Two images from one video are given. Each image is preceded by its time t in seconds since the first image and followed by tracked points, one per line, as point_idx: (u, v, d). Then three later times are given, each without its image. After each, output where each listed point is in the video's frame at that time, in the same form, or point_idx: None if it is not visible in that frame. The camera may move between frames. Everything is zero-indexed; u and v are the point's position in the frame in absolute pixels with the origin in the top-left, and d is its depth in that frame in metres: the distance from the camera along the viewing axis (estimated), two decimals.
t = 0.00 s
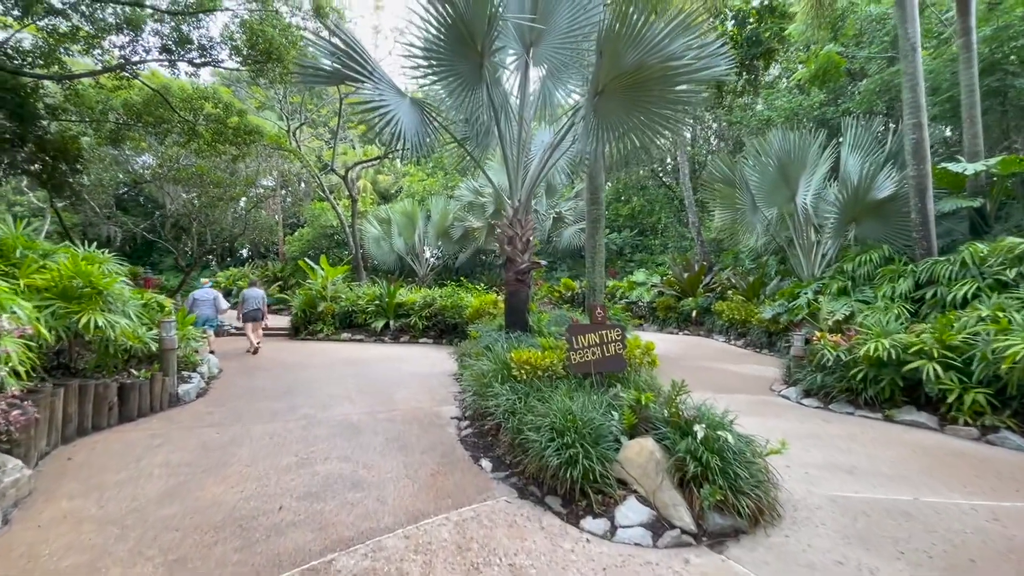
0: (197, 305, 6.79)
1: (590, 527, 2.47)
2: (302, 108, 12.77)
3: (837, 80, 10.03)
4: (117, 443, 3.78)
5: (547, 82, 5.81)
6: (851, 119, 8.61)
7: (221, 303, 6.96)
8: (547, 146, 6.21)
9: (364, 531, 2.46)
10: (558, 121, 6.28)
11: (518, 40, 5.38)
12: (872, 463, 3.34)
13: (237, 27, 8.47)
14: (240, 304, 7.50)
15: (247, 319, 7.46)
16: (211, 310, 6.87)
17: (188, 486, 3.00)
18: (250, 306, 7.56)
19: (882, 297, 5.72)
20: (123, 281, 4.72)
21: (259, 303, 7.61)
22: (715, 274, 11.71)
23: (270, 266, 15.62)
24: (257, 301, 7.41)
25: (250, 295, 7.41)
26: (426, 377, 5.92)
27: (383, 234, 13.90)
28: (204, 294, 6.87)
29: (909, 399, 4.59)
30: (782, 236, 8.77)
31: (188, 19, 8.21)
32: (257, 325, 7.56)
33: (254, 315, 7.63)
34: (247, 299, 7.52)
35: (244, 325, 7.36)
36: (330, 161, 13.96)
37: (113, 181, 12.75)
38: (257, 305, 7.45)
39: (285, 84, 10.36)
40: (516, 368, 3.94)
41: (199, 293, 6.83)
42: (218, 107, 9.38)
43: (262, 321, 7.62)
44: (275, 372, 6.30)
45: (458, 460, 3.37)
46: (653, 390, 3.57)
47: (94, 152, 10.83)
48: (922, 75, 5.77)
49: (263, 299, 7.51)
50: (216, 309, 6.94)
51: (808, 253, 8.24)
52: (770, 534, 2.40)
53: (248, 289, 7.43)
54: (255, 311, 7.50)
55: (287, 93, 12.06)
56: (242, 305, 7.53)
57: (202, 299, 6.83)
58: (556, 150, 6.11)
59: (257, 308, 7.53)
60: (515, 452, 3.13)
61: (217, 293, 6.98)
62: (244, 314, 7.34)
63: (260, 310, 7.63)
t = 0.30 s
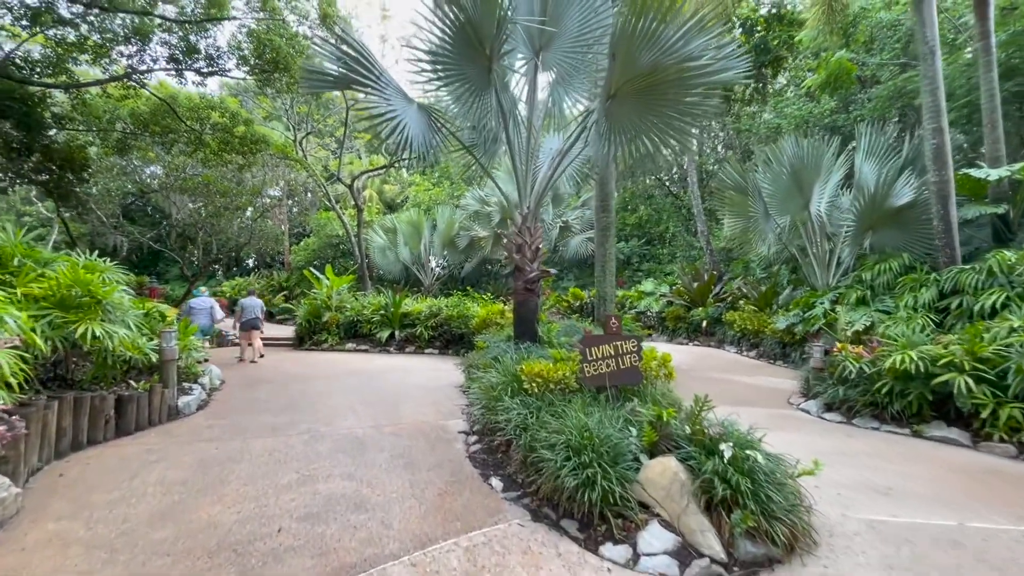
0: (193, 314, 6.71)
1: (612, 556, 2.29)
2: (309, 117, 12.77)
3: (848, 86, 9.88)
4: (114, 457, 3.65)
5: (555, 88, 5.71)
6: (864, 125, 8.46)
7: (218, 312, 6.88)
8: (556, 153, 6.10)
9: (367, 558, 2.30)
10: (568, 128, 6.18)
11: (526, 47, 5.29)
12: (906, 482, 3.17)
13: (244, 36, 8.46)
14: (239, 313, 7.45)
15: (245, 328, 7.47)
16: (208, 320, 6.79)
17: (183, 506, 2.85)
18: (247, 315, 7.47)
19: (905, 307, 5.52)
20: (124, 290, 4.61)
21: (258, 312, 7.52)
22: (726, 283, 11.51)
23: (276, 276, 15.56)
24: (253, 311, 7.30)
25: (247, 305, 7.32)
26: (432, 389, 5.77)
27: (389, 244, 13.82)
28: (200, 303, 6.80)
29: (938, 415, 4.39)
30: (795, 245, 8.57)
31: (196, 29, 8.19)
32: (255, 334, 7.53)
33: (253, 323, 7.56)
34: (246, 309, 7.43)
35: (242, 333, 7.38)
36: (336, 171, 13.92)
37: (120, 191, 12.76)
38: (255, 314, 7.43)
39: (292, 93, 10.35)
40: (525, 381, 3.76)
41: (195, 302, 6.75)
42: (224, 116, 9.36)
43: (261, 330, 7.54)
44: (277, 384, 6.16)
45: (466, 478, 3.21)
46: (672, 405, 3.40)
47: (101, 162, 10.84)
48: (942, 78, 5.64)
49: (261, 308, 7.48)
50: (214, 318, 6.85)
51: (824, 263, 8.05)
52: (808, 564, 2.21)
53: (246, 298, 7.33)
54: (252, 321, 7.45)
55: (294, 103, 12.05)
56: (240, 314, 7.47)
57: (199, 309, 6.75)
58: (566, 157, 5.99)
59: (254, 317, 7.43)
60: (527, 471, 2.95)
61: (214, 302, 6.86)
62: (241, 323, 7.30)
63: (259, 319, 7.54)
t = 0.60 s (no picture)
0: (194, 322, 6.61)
1: None
2: (317, 123, 12.73)
3: (864, 90, 9.65)
4: (113, 468, 3.50)
5: (569, 88, 5.58)
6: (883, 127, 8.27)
7: (219, 319, 6.78)
8: (568, 155, 5.96)
9: None
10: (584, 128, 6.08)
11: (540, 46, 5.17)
12: (954, 499, 2.96)
13: (252, 42, 8.41)
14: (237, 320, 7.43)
15: (244, 335, 7.42)
16: (210, 327, 6.71)
17: (183, 522, 2.69)
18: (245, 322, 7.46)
19: (935, 312, 5.31)
20: (127, 294, 4.48)
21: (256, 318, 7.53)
22: (739, 289, 11.27)
23: (283, 282, 15.48)
24: (252, 317, 7.33)
25: (246, 312, 7.34)
26: (442, 397, 5.59)
27: (396, 250, 13.71)
28: (203, 310, 6.70)
29: (976, 425, 4.19)
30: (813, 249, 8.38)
31: (205, 34, 8.14)
32: (254, 341, 7.50)
33: (251, 330, 7.54)
34: (244, 315, 7.42)
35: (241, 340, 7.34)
36: (344, 176, 13.86)
37: (129, 197, 12.75)
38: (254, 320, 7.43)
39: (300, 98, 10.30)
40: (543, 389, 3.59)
41: (197, 310, 6.64)
42: (232, 121, 9.30)
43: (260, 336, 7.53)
44: (283, 392, 6.01)
45: (482, 492, 3.03)
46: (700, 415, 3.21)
47: (110, 168, 10.83)
48: (969, 76, 5.46)
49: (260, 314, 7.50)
50: (215, 325, 6.76)
51: (843, 267, 7.88)
52: None
53: (243, 305, 7.35)
54: (251, 327, 7.44)
55: (301, 108, 11.99)
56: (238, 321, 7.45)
57: (200, 316, 6.65)
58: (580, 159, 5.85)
59: (253, 324, 7.44)
60: (549, 485, 2.77)
61: (215, 309, 6.78)
62: (241, 330, 7.27)
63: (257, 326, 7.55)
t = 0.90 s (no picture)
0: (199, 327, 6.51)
1: None
2: (326, 128, 12.70)
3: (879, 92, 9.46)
4: (115, 481, 3.39)
5: (582, 90, 5.45)
6: (901, 129, 8.09)
7: (224, 325, 6.70)
8: (581, 158, 5.85)
9: None
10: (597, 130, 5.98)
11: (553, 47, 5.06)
12: (1002, 518, 2.80)
13: (261, 47, 8.37)
14: (239, 326, 7.41)
15: (245, 341, 7.38)
16: (215, 333, 6.63)
17: (185, 541, 2.57)
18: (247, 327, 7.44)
19: (965, 319, 5.11)
20: (133, 301, 4.39)
21: (258, 324, 7.52)
22: (752, 294, 11.07)
23: (291, 287, 15.45)
24: (256, 323, 7.31)
25: (250, 317, 7.31)
26: (453, 406, 5.46)
27: (404, 255, 13.63)
28: (207, 316, 6.60)
29: (1014, 439, 4.02)
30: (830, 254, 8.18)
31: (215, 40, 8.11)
32: (253, 347, 7.47)
33: (252, 336, 7.51)
34: (246, 321, 7.41)
35: (241, 346, 7.31)
36: (352, 182, 13.81)
37: (138, 203, 12.77)
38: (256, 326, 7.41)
39: (309, 104, 10.27)
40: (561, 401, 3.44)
41: (202, 316, 6.54)
42: (241, 127, 9.27)
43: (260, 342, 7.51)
44: (290, 400, 5.90)
45: (497, 510, 2.89)
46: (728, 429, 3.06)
47: (119, 174, 10.84)
48: (997, 75, 5.29)
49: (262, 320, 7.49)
50: (220, 331, 6.67)
51: (862, 272, 7.68)
52: None
53: (246, 310, 7.34)
54: (252, 333, 7.41)
55: (309, 113, 11.97)
56: (239, 326, 7.42)
57: (205, 322, 6.55)
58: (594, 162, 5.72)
59: (254, 330, 7.41)
60: (570, 504, 2.62)
61: (220, 315, 6.70)
62: (242, 335, 7.25)
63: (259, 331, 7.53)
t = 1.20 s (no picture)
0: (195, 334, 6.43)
1: None
2: (332, 131, 12.66)
3: (894, 93, 9.14)
4: (112, 491, 3.28)
5: (595, 87, 5.30)
6: (921, 127, 7.86)
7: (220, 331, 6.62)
8: (592, 158, 5.69)
9: None
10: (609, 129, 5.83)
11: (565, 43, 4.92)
12: None
13: (268, 49, 8.32)
14: (239, 330, 7.39)
15: (246, 345, 7.37)
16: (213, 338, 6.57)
17: (180, 557, 2.44)
18: (248, 331, 7.41)
19: (995, 323, 4.90)
20: (134, 304, 4.28)
21: (258, 328, 7.50)
22: (765, 298, 10.84)
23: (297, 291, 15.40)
24: (256, 327, 7.28)
25: (250, 321, 7.29)
26: (461, 412, 5.30)
27: (411, 259, 13.53)
28: (203, 322, 6.52)
29: None
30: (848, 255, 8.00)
31: (222, 42, 8.04)
32: (254, 350, 7.46)
33: (253, 339, 7.49)
34: (246, 325, 7.38)
35: (242, 350, 7.29)
36: (359, 185, 13.75)
37: (146, 207, 12.77)
38: (256, 330, 7.39)
39: (316, 106, 10.21)
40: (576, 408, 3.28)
41: (198, 321, 6.47)
42: (248, 130, 9.23)
43: (261, 345, 7.50)
44: (296, 406, 5.78)
45: (510, 524, 2.73)
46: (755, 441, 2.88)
47: (126, 177, 10.82)
48: None
49: (262, 324, 7.47)
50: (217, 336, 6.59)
51: (882, 274, 7.54)
52: None
53: (246, 314, 7.30)
54: (253, 337, 7.40)
55: (316, 116, 11.90)
56: (239, 330, 7.39)
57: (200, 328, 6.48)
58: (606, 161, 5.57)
59: (255, 333, 7.40)
60: (590, 520, 2.46)
61: (216, 320, 6.60)
62: (242, 340, 7.23)
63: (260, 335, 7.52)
